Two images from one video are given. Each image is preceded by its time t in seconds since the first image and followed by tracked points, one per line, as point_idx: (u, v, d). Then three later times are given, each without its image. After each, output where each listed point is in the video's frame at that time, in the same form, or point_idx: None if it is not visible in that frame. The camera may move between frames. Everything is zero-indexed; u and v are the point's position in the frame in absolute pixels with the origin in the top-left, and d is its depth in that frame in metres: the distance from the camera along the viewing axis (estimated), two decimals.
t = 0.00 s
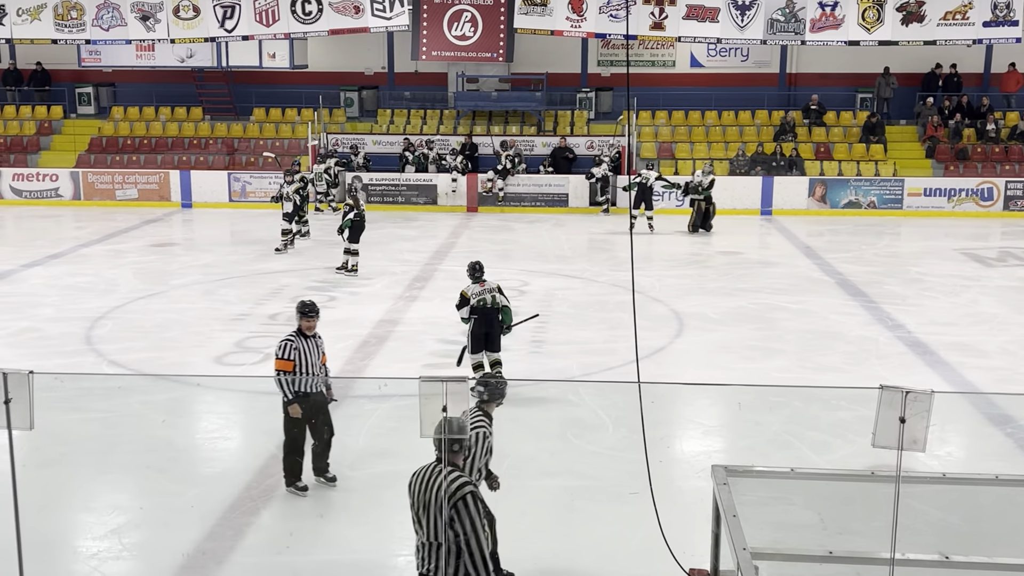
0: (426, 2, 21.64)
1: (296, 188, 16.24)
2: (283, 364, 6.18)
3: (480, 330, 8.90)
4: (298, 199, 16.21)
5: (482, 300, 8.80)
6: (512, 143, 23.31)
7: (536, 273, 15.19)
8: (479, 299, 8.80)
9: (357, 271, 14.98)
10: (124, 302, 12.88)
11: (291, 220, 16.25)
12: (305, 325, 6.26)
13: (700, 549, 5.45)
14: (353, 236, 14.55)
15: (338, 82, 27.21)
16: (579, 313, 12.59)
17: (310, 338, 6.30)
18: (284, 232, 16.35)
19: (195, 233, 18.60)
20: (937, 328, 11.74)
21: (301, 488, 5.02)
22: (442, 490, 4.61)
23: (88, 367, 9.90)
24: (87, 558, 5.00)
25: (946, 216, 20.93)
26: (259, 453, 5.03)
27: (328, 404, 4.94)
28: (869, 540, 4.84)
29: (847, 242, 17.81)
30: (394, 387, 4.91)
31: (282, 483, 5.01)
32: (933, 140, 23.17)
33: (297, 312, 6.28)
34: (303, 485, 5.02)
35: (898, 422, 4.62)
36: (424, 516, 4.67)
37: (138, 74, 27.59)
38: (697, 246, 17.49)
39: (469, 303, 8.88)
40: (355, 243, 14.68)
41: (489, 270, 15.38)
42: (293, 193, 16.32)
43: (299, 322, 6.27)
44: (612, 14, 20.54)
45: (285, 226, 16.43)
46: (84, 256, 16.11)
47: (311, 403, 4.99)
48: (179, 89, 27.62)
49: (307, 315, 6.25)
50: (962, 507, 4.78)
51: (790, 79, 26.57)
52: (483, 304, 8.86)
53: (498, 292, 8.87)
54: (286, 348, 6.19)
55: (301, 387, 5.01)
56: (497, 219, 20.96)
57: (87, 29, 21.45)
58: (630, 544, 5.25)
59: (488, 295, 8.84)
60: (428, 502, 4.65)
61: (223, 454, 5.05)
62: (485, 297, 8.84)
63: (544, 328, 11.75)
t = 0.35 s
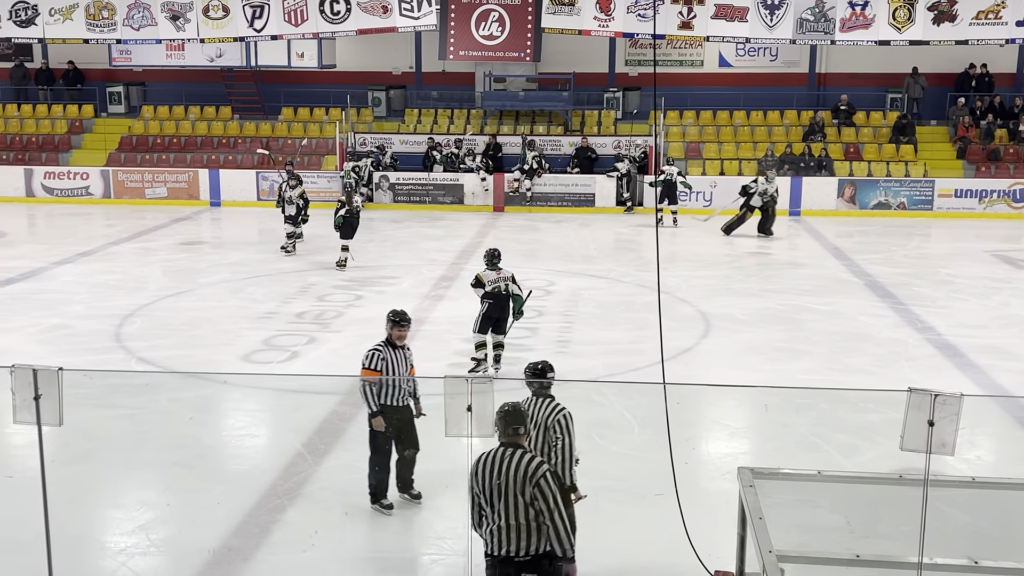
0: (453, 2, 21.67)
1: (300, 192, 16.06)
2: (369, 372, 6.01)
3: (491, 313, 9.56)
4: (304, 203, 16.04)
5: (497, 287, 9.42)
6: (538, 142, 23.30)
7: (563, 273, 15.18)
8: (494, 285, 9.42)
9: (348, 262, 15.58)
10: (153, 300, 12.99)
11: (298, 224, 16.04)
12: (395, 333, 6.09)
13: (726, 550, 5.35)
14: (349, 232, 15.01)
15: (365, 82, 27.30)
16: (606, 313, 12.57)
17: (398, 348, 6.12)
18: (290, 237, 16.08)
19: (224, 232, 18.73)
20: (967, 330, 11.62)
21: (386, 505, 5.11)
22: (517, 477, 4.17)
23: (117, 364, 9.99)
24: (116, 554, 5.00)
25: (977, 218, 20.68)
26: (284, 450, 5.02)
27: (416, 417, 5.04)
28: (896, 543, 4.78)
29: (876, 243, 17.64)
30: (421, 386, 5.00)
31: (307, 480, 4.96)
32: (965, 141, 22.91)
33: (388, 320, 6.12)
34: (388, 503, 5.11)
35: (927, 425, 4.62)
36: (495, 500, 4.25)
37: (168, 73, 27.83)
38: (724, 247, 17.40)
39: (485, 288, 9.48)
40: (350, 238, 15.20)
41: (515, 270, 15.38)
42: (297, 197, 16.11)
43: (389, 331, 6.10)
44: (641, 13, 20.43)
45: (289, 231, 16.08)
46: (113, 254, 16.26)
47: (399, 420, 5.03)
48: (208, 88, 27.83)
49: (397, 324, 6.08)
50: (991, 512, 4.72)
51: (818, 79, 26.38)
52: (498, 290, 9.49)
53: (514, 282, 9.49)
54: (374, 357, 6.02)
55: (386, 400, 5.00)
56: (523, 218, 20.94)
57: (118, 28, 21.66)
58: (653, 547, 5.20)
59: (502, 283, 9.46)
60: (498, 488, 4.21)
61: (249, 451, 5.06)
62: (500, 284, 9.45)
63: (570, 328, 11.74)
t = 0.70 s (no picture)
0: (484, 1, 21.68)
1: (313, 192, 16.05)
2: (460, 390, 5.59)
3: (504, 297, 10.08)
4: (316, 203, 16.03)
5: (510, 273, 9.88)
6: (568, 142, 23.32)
7: (592, 273, 15.15)
8: (508, 271, 9.87)
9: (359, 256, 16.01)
10: (185, 298, 13.12)
11: (313, 223, 15.92)
12: (486, 350, 5.75)
13: (755, 552, 5.32)
14: (359, 227, 15.38)
15: (397, 81, 27.40)
16: (635, 313, 12.53)
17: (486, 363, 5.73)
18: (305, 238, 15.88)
19: (255, 230, 18.87)
20: (1002, 333, 11.46)
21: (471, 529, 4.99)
22: (570, 450, 4.20)
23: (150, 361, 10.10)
24: (147, 549, 5.01)
25: (1013, 220, 20.38)
26: (314, 448, 5.08)
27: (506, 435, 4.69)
28: (927, 548, 4.75)
29: (910, 245, 17.45)
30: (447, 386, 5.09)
31: (336, 478, 4.91)
32: (1001, 142, 22.60)
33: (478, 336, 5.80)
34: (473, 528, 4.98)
35: (960, 429, 4.49)
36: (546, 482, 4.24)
37: (201, 73, 28.09)
38: (756, 248, 17.29)
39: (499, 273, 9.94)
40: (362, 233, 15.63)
41: (545, 270, 15.38)
42: (309, 197, 16.09)
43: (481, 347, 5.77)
44: (672, 13, 20.37)
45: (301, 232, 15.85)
46: (146, 251, 16.44)
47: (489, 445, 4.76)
48: (241, 88, 28.06)
49: (489, 339, 5.76)
50: None
51: (852, 79, 26.14)
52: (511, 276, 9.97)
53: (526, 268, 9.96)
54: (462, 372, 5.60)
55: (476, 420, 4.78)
56: (553, 219, 20.92)
57: (153, 28, 21.90)
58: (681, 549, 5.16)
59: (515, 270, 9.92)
60: (549, 464, 4.21)
61: (279, 448, 5.11)
62: (512, 270, 9.92)
63: (599, 329, 11.71)
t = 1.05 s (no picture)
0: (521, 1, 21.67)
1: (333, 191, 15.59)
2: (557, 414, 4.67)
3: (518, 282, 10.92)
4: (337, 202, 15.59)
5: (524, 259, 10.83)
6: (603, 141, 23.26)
7: (626, 273, 15.11)
8: (519, 257, 10.85)
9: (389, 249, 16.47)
10: (222, 295, 13.26)
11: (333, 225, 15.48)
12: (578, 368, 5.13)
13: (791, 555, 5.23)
14: (384, 220, 15.92)
15: (433, 81, 27.48)
16: (670, 314, 12.48)
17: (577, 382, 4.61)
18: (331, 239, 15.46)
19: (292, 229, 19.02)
20: None
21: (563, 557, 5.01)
22: (584, 434, 4.62)
23: (188, 357, 10.22)
24: (183, 543, 5.08)
25: None
26: (348, 445, 5.05)
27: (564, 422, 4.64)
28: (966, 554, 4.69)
29: (950, 246, 17.22)
30: (482, 383, 4.86)
31: (370, 475, 4.97)
32: None
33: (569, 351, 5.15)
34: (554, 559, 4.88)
35: (1000, 433, 4.46)
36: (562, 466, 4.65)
37: (240, 72, 28.36)
38: (792, 249, 17.15)
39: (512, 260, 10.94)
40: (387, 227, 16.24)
41: (579, 270, 15.36)
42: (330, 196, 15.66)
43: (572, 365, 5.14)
44: (709, 12, 20.30)
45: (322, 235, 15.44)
46: (185, 249, 16.63)
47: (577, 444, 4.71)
48: (279, 87, 28.29)
49: (581, 358, 5.11)
50: None
51: (892, 79, 25.83)
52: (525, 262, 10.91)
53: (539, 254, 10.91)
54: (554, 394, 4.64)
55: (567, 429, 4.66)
56: (588, 218, 20.87)
57: (192, 28, 22.16)
58: (713, 552, 5.23)
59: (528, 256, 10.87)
60: (566, 448, 4.64)
61: (314, 445, 5.13)
62: (525, 256, 10.89)
63: (634, 329, 11.68)
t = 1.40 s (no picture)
0: None
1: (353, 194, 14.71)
2: (655, 430, 4.86)
3: (538, 271, 11.47)
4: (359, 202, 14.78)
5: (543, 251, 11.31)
6: (641, 141, 23.19)
7: (664, 273, 15.05)
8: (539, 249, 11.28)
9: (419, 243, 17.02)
10: (262, 293, 13.38)
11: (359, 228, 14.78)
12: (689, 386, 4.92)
13: (826, 560, 5.22)
14: (414, 215, 16.50)
15: (472, 81, 27.54)
16: (709, 314, 12.40)
17: (692, 404, 4.85)
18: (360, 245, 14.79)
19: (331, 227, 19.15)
20: None
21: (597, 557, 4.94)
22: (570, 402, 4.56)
23: (227, 354, 10.32)
24: (222, 538, 5.10)
25: None
26: (386, 442, 5.11)
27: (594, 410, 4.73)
28: (1007, 560, 4.64)
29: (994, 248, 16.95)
30: (517, 381, 4.91)
31: (407, 473, 5.00)
32: None
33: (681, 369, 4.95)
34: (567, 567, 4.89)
35: None
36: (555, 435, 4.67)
37: (281, 71, 28.62)
38: (833, 249, 16.96)
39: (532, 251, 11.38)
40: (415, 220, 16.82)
41: (617, 269, 15.32)
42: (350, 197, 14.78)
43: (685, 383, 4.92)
44: (750, 10, 20.14)
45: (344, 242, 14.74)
46: (226, 246, 16.81)
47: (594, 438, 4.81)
48: (319, 87, 28.51)
49: (693, 374, 4.90)
50: None
51: (935, 78, 25.45)
52: (544, 252, 11.40)
53: (557, 244, 11.41)
54: (662, 412, 4.87)
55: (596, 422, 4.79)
56: (625, 218, 20.80)
57: (234, 27, 22.40)
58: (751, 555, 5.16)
59: (548, 247, 11.32)
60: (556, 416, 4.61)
61: (351, 442, 5.15)
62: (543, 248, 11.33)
63: (672, 329, 11.62)
